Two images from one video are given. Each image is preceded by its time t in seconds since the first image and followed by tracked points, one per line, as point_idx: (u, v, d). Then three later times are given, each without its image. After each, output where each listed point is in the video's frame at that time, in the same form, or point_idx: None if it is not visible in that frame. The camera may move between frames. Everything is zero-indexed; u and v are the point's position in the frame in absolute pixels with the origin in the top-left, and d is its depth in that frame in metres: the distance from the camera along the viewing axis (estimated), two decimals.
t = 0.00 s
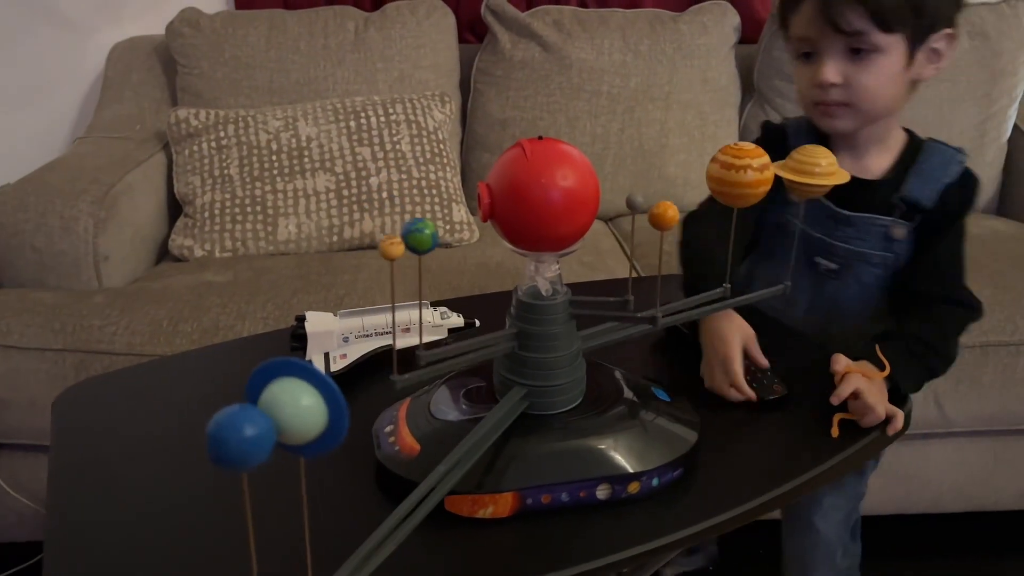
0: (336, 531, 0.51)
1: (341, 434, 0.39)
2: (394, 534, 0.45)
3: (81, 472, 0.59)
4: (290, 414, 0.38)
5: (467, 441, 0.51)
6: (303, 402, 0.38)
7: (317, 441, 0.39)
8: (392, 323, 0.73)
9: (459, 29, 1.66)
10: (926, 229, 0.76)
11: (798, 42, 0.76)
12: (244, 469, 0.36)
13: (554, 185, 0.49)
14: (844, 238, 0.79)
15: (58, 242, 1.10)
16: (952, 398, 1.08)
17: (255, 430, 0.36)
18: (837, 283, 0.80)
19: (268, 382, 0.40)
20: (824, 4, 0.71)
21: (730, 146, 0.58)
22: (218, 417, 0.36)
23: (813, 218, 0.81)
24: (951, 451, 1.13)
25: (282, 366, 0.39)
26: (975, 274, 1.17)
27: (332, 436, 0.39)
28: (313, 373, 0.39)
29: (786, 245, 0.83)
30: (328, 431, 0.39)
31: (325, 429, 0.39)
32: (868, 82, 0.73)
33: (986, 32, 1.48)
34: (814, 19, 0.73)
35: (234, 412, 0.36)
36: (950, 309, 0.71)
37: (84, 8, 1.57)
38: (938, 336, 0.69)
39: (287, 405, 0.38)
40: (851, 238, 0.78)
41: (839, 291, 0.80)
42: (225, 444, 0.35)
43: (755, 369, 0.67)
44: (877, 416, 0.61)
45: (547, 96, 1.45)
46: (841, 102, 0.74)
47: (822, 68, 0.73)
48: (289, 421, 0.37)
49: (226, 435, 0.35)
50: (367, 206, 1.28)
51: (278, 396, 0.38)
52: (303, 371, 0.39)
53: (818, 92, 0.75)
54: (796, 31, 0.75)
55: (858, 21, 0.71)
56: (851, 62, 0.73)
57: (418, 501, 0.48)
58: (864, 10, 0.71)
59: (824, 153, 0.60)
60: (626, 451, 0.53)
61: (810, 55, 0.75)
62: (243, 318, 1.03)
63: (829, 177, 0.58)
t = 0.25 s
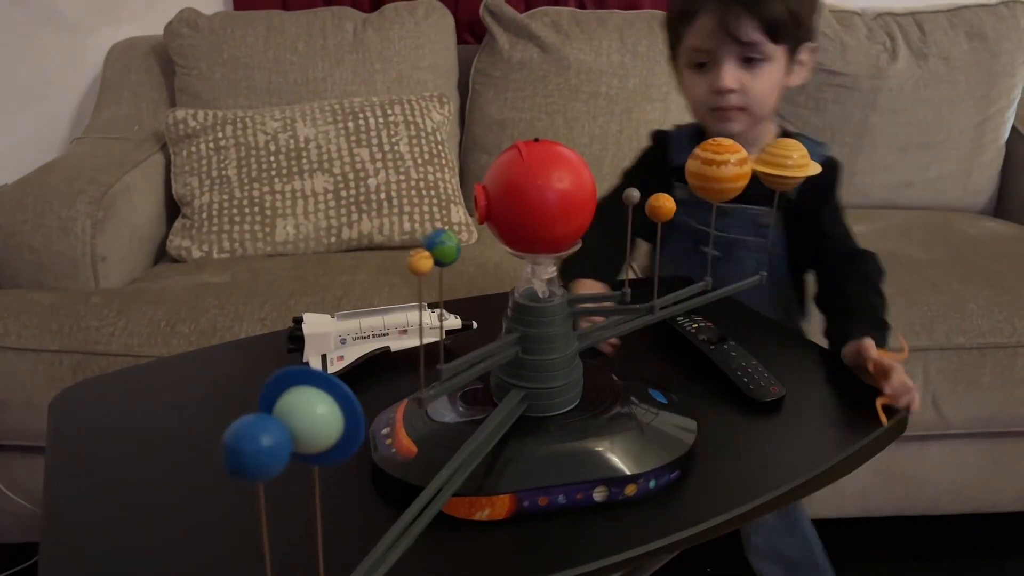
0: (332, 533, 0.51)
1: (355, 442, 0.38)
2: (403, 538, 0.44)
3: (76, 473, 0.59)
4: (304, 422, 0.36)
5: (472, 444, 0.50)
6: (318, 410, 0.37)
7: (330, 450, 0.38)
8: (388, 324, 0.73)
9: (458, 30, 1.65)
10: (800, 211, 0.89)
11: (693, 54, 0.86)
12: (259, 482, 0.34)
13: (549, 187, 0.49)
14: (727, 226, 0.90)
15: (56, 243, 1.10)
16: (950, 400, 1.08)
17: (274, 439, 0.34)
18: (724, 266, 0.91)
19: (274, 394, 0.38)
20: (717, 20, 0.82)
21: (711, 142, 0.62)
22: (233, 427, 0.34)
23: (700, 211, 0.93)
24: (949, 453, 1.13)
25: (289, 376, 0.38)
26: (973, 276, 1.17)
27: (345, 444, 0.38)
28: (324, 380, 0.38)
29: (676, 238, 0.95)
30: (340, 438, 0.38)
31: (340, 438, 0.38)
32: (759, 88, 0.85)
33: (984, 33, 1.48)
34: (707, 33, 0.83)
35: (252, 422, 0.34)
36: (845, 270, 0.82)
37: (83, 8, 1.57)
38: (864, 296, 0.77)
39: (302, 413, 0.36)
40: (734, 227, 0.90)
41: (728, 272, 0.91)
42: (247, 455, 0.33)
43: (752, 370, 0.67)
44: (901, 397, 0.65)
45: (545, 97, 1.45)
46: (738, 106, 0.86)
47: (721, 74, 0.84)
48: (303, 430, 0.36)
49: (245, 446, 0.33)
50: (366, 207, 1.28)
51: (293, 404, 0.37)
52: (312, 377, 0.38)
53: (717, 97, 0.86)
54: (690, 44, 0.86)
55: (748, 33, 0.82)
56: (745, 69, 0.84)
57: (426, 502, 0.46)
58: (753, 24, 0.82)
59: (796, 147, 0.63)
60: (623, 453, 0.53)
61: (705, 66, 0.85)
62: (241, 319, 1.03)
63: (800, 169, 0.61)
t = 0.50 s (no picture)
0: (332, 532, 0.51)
1: (379, 443, 0.38)
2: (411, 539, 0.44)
3: (77, 471, 0.59)
4: (325, 421, 0.36)
5: (477, 446, 0.50)
6: (341, 409, 0.37)
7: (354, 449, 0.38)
8: (388, 324, 0.73)
9: (457, 30, 1.65)
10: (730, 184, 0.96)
11: (648, 27, 0.84)
12: (281, 481, 0.35)
13: (549, 186, 0.49)
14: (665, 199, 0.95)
15: (55, 243, 1.10)
16: (949, 401, 1.08)
17: (297, 439, 0.34)
18: (665, 238, 0.95)
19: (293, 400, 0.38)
20: None
21: (694, 139, 0.63)
22: (257, 427, 0.35)
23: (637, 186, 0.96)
24: (948, 453, 1.13)
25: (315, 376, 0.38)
26: (971, 276, 1.18)
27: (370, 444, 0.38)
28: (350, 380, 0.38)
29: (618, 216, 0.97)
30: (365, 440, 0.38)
31: (361, 435, 0.37)
32: (709, 61, 0.85)
33: (983, 35, 1.48)
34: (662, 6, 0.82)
35: (274, 422, 0.34)
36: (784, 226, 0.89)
37: (83, 8, 1.57)
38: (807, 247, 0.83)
39: (325, 412, 0.36)
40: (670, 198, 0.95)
41: (666, 242, 0.96)
42: (271, 455, 0.33)
43: (750, 369, 0.67)
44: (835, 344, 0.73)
45: (545, 98, 1.45)
46: (696, 82, 0.85)
47: (678, 48, 0.83)
48: (326, 429, 0.36)
49: (268, 445, 0.34)
50: (366, 207, 1.28)
51: (317, 402, 0.37)
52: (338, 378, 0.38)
53: (674, 72, 0.85)
54: (644, 17, 0.84)
55: (706, 6, 0.82)
56: (699, 42, 0.84)
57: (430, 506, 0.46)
58: None
59: (775, 141, 0.64)
60: (622, 453, 0.53)
61: (660, 39, 0.84)
62: (240, 318, 1.03)
63: (779, 163, 0.62)
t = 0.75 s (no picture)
0: (335, 531, 0.52)
1: (397, 448, 0.38)
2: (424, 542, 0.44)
3: (79, 469, 0.59)
4: (346, 426, 0.36)
5: (481, 448, 0.50)
6: (362, 414, 0.37)
7: (373, 454, 0.38)
8: (389, 323, 0.73)
9: (457, 30, 1.65)
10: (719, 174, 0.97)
11: (643, 13, 0.83)
12: (303, 488, 0.34)
13: (551, 185, 0.49)
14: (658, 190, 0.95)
15: (56, 242, 1.10)
16: (948, 401, 1.08)
17: (323, 446, 0.34)
18: (658, 229, 0.96)
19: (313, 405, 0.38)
20: None
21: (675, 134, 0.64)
22: (281, 434, 0.34)
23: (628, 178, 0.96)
24: (947, 453, 1.14)
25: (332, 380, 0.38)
26: (971, 277, 1.18)
27: (387, 448, 0.38)
28: (368, 384, 0.38)
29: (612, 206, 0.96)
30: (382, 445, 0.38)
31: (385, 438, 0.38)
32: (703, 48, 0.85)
33: (982, 35, 1.48)
34: None
35: (299, 428, 0.34)
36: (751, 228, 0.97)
37: (84, 8, 1.58)
38: (776, 244, 0.91)
39: (348, 418, 0.36)
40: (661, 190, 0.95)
41: (660, 234, 0.96)
42: (297, 462, 0.33)
43: (750, 368, 0.67)
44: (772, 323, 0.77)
45: (545, 98, 1.45)
46: (692, 66, 0.85)
47: (673, 34, 0.83)
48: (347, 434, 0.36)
49: (295, 453, 0.33)
50: (366, 207, 1.28)
51: (338, 407, 0.37)
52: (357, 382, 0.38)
53: (671, 57, 0.84)
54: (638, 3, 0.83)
55: None
56: (693, 29, 0.83)
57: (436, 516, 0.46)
58: None
59: (752, 137, 0.66)
60: (623, 453, 0.53)
61: (655, 25, 0.83)
62: (241, 318, 1.03)
63: (755, 157, 0.64)
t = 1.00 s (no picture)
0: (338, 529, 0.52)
1: (419, 445, 0.39)
2: (437, 543, 0.44)
3: (80, 467, 0.59)
4: (371, 422, 0.37)
5: (486, 449, 0.50)
6: (387, 411, 0.37)
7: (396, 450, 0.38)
8: (391, 322, 0.73)
9: (458, 30, 1.65)
10: (727, 169, 0.96)
11: (659, 5, 0.83)
12: (331, 484, 0.35)
13: (555, 184, 0.49)
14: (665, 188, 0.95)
15: (56, 241, 1.10)
16: (949, 401, 1.08)
17: (351, 444, 0.34)
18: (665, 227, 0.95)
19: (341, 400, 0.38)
20: None
21: (655, 130, 0.64)
22: (310, 432, 0.35)
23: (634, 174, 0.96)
24: (949, 454, 1.13)
25: (355, 379, 0.39)
26: (972, 277, 1.18)
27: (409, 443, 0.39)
28: (391, 380, 0.39)
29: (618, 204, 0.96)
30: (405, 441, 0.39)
31: (408, 436, 0.38)
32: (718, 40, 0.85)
33: (984, 36, 1.48)
34: None
35: (327, 427, 0.34)
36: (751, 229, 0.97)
37: (84, 6, 1.57)
38: (776, 246, 0.92)
39: (372, 414, 0.37)
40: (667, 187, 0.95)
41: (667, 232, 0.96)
42: (326, 459, 0.33)
43: (753, 368, 0.67)
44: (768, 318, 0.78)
45: (546, 97, 1.45)
46: (707, 59, 0.84)
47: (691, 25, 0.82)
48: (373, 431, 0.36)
49: (324, 451, 0.33)
50: (366, 206, 1.28)
51: (364, 404, 0.37)
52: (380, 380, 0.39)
53: (687, 49, 0.84)
54: None
55: None
56: (710, 21, 0.83)
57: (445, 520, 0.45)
58: None
59: (726, 131, 0.68)
60: (626, 452, 0.53)
61: (671, 18, 0.83)
62: (241, 317, 1.02)
63: (732, 150, 0.66)
